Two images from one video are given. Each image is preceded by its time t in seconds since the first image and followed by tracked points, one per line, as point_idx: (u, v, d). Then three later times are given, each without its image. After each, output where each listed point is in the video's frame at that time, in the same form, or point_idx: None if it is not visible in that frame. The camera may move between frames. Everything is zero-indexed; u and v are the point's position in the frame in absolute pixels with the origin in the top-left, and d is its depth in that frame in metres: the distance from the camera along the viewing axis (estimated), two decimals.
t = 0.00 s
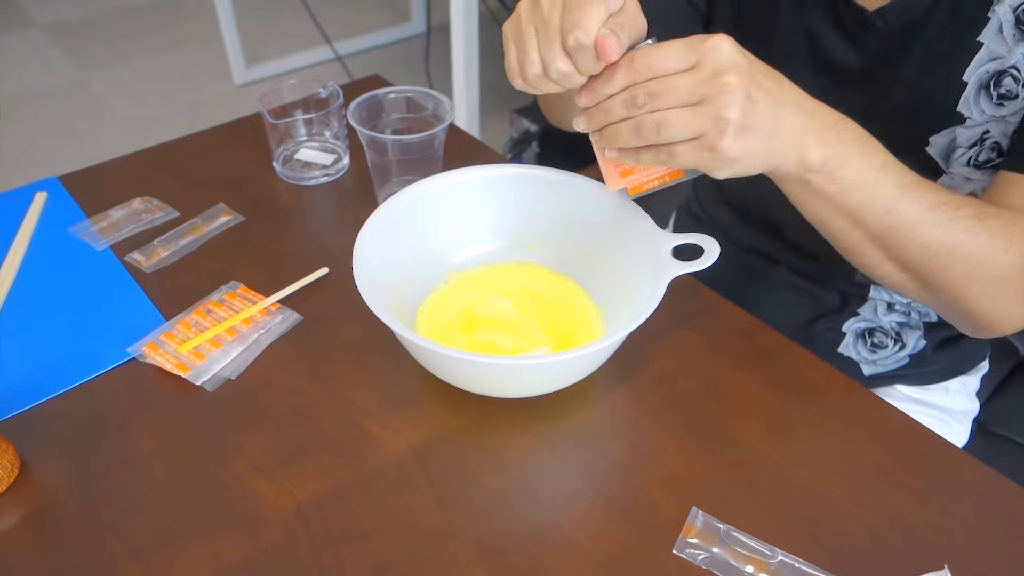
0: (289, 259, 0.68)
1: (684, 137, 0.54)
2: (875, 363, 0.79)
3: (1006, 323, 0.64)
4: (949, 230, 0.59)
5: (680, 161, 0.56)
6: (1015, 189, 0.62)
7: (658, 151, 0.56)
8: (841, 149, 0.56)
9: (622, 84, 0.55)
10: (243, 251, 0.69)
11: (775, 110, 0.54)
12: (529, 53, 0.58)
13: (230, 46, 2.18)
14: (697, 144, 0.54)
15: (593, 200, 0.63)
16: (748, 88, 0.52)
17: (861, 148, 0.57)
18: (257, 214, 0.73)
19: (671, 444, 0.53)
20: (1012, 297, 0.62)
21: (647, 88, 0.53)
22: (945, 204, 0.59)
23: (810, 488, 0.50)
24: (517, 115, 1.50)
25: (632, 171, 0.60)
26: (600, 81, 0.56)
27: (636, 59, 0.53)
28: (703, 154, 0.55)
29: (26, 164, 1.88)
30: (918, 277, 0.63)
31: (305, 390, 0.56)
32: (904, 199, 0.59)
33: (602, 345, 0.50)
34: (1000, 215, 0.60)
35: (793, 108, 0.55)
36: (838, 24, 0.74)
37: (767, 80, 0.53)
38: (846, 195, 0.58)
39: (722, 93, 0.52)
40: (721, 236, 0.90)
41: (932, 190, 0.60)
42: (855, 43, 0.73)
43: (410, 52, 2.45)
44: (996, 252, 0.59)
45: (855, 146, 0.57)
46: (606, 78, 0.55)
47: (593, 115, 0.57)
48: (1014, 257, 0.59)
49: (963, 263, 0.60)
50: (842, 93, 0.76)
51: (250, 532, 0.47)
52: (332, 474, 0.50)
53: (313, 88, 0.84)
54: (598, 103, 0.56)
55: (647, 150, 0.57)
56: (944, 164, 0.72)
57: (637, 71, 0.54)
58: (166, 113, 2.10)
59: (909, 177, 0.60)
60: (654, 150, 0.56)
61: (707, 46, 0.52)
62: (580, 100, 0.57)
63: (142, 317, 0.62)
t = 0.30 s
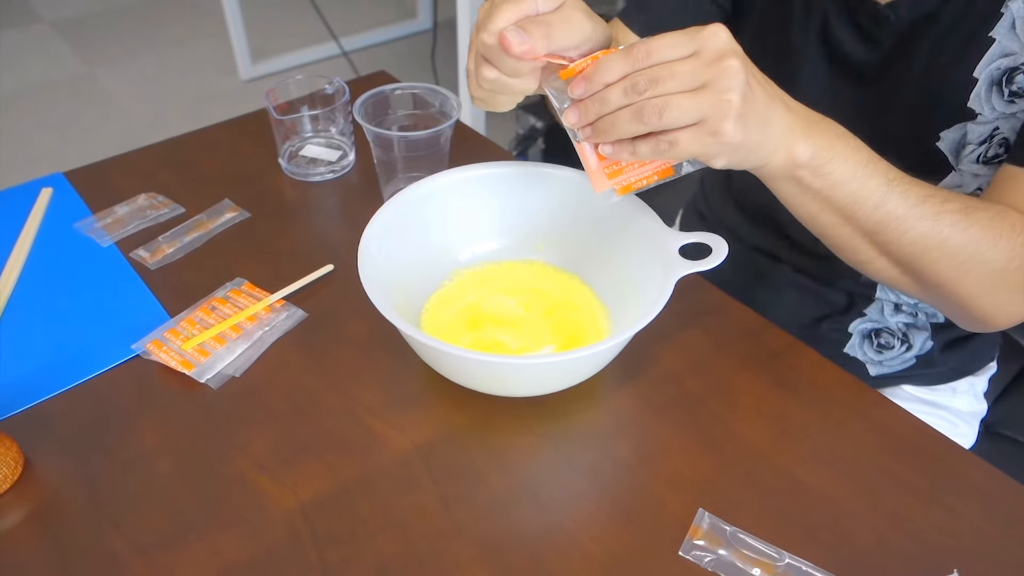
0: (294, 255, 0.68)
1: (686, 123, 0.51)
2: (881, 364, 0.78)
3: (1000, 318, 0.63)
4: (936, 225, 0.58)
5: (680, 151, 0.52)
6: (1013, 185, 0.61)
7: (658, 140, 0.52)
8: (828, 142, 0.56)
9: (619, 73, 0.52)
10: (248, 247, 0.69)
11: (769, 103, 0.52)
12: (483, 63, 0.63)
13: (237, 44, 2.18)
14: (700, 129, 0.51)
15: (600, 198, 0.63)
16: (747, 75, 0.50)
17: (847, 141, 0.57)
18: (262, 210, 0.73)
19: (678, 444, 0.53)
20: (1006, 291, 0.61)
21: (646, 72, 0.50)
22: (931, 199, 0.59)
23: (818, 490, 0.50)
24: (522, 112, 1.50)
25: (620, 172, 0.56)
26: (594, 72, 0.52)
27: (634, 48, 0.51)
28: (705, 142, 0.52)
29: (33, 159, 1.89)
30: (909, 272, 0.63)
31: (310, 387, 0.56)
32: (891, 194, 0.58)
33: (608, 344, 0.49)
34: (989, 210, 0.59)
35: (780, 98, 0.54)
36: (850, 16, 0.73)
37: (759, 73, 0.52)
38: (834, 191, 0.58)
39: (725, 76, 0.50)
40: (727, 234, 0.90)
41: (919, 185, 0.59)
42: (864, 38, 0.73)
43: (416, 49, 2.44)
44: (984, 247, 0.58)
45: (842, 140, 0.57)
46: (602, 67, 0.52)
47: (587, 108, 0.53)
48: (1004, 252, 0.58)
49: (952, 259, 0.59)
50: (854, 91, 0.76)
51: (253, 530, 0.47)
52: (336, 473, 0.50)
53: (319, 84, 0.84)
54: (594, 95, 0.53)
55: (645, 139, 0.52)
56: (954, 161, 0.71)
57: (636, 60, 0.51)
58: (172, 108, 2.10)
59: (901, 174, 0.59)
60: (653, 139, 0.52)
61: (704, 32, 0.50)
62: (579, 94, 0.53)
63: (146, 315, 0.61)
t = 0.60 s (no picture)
0: (297, 249, 0.68)
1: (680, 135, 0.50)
2: (883, 361, 0.78)
3: (1000, 311, 0.63)
4: (929, 223, 0.58)
5: (675, 163, 0.51)
6: (1012, 176, 0.60)
7: (653, 154, 0.51)
8: (814, 147, 0.56)
9: (611, 95, 0.51)
10: (252, 241, 0.69)
11: (757, 113, 0.53)
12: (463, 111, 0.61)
13: (242, 37, 2.17)
14: (693, 141, 0.51)
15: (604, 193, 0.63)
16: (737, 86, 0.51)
17: (833, 145, 0.57)
18: (266, 204, 0.73)
19: (681, 439, 0.53)
20: (1004, 285, 0.60)
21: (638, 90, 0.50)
22: (922, 197, 0.59)
23: (822, 486, 0.49)
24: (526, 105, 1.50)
25: (615, 193, 0.55)
26: (585, 94, 0.52)
27: (624, 69, 0.51)
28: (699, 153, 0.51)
29: (38, 152, 1.89)
30: (906, 270, 0.62)
31: (313, 381, 0.56)
32: (881, 196, 0.58)
33: (611, 340, 0.49)
34: (980, 204, 0.59)
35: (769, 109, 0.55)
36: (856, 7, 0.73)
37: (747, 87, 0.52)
38: (825, 195, 0.58)
39: (716, 87, 0.49)
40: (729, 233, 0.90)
41: (909, 184, 0.59)
42: (871, 29, 0.73)
43: (420, 42, 2.44)
44: (978, 242, 0.58)
45: (828, 144, 0.57)
46: (593, 90, 0.52)
47: (580, 130, 0.52)
48: (999, 246, 0.58)
49: (947, 256, 0.59)
50: (858, 83, 0.76)
51: (257, 524, 0.47)
52: (340, 467, 0.50)
53: (322, 78, 0.84)
54: (586, 117, 0.52)
55: (640, 156, 0.52)
56: (959, 152, 0.70)
57: (626, 79, 0.51)
58: (176, 101, 2.10)
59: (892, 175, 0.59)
60: (647, 155, 0.52)
61: (691, 47, 0.51)
62: (570, 117, 0.53)
63: (151, 308, 0.61)
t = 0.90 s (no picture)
0: (299, 251, 0.68)
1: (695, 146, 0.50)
2: (886, 361, 0.78)
3: (1007, 313, 0.63)
4: (939, 228, 0.58)
5: (688, 174, 0.52)
6: (1010, 180, 0.60)
7: (667, 164, 0.51)
8: (826, 154, 0.56)
9: (627, 101, 0.50)
10: (253, 243, 0.69)
11: (771, 122, 0.52)
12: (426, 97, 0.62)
13: (245, 40, 2.18)
14: (708, 153, 0.51)
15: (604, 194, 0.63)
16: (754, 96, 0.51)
17: (844, 151, 0.57)
18: (267, 206, 0.73)
19: (681, 440, 0.53)
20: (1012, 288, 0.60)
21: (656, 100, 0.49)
22: (932, 201, 0.59)
23: (822, 485, 0.49)
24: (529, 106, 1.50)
25: (626, 201, 0.54)
26: (599, 101, 0.50)
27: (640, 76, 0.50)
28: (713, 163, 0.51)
29: (42, 155, 1.90)
30: (913, 274, 0.62)
31: (314, 383, 0.56)
32: (892, 202, 0.58)
33: (612, 340, 0.49)
34: (989, 207, 0.59)
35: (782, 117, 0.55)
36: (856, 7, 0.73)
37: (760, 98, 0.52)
38: (835, 203, 0.58)
39: (734, 99, 0.49)
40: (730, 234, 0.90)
41: (919, 187, 0.59)
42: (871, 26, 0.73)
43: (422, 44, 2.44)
44: (987, 246, 0.58)
45: (840, 150, 0.57)
46: (609, 96, 0.50)
47: (595, 137, 0.51)
48: (1007, 249, 0.58)
49: (956, 260, 0.59)
50: (860, 81, 0.76)
51: (258, 526, 0.47)
52: (341, 468, 0.50)
53: (323, 80, 0.84)
54: (600, 125, 0.51)
55: (652, 165, 0.52)
56: (959, 150, 0.70)
57: (642, 87, 0.50)
58: (180, 104, 2.10)
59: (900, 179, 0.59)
60: (661, 165, 0.52)
61: (709, 58, 0.50)
62: (586, 124, 0.51)
63: (153, 310, 0.62)
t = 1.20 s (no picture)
0: (301, 253, 0.68)
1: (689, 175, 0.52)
2: (888, 360, 0.78)
3: (988, 314, 0.66)
4: (951, 237, 0.58)
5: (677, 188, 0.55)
6: (1016, 176, 0.61)
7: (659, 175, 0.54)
8: (841, 172, 0.56)
9: (640, 99, 0.50)
10: (256, 244, 0.69)
11: (787, 146, 0.52)
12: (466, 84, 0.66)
13: (249, 42, 2.19)
14: (699, 183, 0.53)
15: (607, 196, 0.63)
16: (764, 146, 0.50)
17: (862, 169, 0.56)
18: (270, 208, 0.74)
19: (683, 439, 0.53)
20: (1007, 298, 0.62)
21: (662, 119, 0.49)
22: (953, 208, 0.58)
23: (823, 484, 0.50)
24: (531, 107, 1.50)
25: (617, 170, 0.57)
26: (616, 86, 0.51)
27: (658, 83, 0.48)
28: (700, 191, 0.54)
29: (48, 157, 1.91)
30: (918, 273, 0.63)
31: (317, 383, 0.57)
32: (910, 211, 0.58)
33: (613, 339, 0.49)
34: (1012, 212, 0.59)
35: (805, 134, 0.53)
36: (855, 8, 0.74)
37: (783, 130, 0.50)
38: (849, 212, 0.58)
39: (735, 149, 0.49)
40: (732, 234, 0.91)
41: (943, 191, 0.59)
42: (873, 26, 0.73)
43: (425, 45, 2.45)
44: (1002, 254, 0.58)
45: (858, 168, 0.56)
46: (625, 88, 0.50)
47: (596, 119, 0.53)
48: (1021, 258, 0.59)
49: (966, 267, 0.60)
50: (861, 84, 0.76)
51: (262, 525, 0.47)
52: (343, 468, 0.51)
53: (326, 82, 0.85)
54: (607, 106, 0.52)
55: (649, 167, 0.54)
56: (962, 150, 0.70)
57: (655, 95, 0.49)
58: (184, 106, 2.11)
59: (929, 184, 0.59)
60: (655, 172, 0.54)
61: (737, 93, 0.48)
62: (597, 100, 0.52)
63: (157, 312, 0.62)
